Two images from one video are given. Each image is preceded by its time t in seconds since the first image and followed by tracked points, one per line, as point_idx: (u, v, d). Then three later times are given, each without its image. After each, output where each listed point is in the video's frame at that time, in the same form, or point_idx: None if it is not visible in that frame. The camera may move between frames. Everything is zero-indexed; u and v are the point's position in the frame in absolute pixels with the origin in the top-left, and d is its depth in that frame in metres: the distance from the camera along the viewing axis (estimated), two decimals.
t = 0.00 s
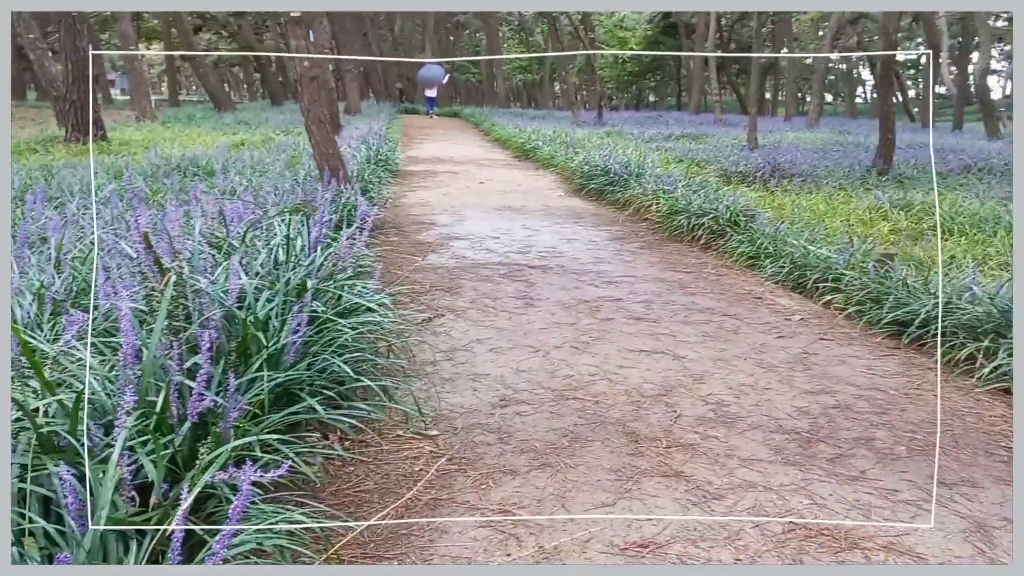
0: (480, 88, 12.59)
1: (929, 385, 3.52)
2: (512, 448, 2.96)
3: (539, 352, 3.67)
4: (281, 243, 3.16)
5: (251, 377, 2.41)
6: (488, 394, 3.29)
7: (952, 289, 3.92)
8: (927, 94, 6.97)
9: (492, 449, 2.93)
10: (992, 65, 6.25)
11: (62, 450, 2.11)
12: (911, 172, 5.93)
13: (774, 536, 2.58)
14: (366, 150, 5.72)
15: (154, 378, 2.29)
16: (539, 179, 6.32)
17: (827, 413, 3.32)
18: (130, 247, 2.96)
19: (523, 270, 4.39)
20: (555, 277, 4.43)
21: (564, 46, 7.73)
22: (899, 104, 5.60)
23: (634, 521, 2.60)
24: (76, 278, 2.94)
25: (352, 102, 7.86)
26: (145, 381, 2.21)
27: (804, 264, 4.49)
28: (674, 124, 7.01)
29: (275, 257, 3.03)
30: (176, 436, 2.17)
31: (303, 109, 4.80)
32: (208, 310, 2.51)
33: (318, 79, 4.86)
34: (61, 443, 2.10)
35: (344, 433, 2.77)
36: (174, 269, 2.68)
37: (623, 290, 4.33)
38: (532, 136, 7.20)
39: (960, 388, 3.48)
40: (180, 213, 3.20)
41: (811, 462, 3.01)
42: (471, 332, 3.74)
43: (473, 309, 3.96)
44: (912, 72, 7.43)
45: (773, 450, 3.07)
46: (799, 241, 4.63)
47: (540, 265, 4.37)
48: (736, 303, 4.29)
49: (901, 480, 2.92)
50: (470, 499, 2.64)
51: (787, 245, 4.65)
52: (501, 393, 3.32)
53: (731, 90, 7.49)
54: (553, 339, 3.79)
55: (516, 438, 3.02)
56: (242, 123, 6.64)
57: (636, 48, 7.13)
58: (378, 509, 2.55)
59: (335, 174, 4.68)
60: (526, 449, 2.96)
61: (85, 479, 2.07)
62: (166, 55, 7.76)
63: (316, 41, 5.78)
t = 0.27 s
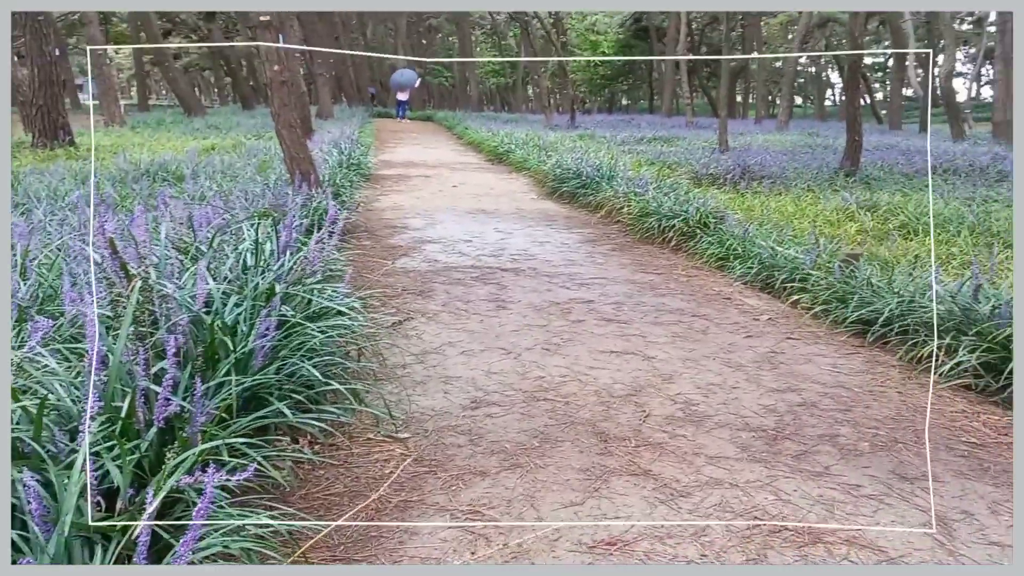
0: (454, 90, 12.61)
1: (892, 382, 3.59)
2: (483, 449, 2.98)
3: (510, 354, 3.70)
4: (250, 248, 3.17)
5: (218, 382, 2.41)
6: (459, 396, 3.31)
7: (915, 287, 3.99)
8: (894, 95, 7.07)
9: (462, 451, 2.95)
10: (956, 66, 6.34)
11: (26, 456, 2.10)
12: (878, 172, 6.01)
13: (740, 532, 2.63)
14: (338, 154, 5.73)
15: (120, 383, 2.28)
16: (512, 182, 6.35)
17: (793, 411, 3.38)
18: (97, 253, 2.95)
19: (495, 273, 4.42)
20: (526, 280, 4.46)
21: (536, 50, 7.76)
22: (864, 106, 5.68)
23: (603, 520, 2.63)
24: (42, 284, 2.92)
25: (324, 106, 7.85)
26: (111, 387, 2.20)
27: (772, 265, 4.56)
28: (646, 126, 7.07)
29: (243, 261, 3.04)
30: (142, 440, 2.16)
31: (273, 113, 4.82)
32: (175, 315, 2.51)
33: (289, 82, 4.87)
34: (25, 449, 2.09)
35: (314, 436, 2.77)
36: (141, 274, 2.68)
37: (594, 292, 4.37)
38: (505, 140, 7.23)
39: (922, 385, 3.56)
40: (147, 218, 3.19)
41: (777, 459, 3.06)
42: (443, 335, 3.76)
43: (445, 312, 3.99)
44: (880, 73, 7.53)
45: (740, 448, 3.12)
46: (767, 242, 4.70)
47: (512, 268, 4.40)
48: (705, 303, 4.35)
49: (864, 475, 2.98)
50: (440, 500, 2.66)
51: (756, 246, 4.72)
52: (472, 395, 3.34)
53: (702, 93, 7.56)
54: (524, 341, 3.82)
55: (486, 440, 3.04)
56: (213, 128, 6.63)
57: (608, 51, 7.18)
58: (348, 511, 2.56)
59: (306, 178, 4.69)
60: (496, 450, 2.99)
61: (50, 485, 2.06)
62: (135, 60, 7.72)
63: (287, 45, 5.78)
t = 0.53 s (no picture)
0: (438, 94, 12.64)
1: (869, 383, 3.64)
2: (463, 453, 3.00)
3: (492, 358, 3.72)
4: (229, 255, 3.18)
5: (197, 389, 2.42)
6: (440, 401, 3.32)
7: (892, 289, 4.04)
8: (874, 98, 7.13)
9: (442, 456, 2.97)
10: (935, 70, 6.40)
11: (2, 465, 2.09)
12: (858, 175, 6.06)
13: (717, 533, 2.65)
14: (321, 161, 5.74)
15: (97, 390, 2.29)
16: (495, 186, 6.37)
17: (771, 413, 3.42)
18: (75, 260, 2.95)
19: (477, 277, 4.44)
20: (509, 284, 4.48)
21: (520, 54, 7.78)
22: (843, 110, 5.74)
23: (582, 522, 2.65)
24: (20, 292, 2.92)
25: (308, 110, 7.86)
26: (87, 394, 2.20)
27: (752, 268, 4.60)
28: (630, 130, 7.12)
29: (223, 268, 3.05)
30: (118, 448, 2.17)
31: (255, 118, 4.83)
32: (153, 322, 2.52)
33: (271, 88, 4.88)
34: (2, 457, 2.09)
35: (292, 442, 2.78)
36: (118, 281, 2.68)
37: (576, 296, 4.39)
38: (489, 144, 7.25)
39: (899, 386, 3.60)
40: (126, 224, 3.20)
41: (754, 460, 3.09)
42: (424, 339, 3.78)
43: (427, 317, 4.01)
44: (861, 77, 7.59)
45: (718, 450, 3.16)
46: (747, 245, 4.74)
47: (494, 273, 4.42)
48: (686, 306, 4.38)
49: (840, 476, 3.02)
50: (419, 505, 2.67)
51: (736, 249, 4.76)
52: (453, 400, 3.36)
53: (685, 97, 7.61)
54: (506, 345, 3.84)
55: (467, 444, 3.06)
56: (195, 133, 6.63)
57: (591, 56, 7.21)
58: (327, 517, 2.57)
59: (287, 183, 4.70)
60: (477, 455, 3.00)
61: (27, 493, 2.05)
62: (117, 67, 7.72)
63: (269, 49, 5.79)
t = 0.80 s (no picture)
0: (419, 98, 12.64)
1: (841, 385, 3.68)
2: (438, 459, 3.01)
3: (468, 363, 3.74)
4: (202, 261, 3.18)
5: (167, 397, 2.42)
6: (415, 407, 3.33)
7: (863, 293, 4.09)
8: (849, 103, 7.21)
9: (417, 462, 2.98)
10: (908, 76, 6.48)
11: None
12: (833, 180, 6.13)
13: (689, 536, 2.68)
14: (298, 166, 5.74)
15: (65, 399, 2.28)
16: (473, 191, 6.38)
17: (744, 416, 3.46)
18: (45, 268, 2.94)
19: (454, 283, 4.45)
20: (486, 288, 4.50)
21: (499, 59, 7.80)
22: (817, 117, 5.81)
23: (555, 527, 2.67)
24: None
25: (286, 115, 7.84)
26: (55, 404, 2.20)
27: (727, 272, 4.64)
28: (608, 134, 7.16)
29: (195, 275, 3.05)
30: (86, 457, 2.17)
31: (231, 123, 4.83)
32: (123, 330, 2.52)
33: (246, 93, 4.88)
34: None
35: (265, 450, 2.79)
36: (89, 290, 2.67)
37: (553, 300, 4.42)
38: (468, 149, 7.26)
39: (870, 388, 3.66)
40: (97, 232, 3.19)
41: (727, 463, 3.13)
42: (401, 345, 3.79)
43: (404, 323, 4.02)
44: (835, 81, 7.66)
45: (692, 453, 3.19)
46: (722, 249, 4.79)
47: (471, 278, 4.44)
48: (662, 310, 4.42)
49: (811, 478, 3.05)
50: (393, 511, 2.68)
51: (711, 253, 4.81)
52: (429, 405, 3.37)
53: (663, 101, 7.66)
54: (482, 350, 3.86)
55: (441, 450, 3.07)
56: (172, 137, 6.60)
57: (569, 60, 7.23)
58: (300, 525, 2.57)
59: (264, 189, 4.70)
60: (452, 460, 3.02)
61: None
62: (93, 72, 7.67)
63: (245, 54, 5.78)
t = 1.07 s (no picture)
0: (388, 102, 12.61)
1: (804, 386, 3.74)
2: (404, 464, 3.00)
3: (436, 367, 3.74)
4: (164, 267, 3.14)
5: (127, 404, 2.39)
6: (382, 412, 3.32)
7: (827, 294, 4.16)
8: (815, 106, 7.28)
9: (383, 467, 2.97)
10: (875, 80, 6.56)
11: None
12: (798, 184, 6.22)
13: (654, 538, 2.70)
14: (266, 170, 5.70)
15: (22, 407, 2.24)
16: (442, 195, 6.37)
17: (709, 418, 3.49)
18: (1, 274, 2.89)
19: (423, 287, 4.45)
20: (454, 293, 4.50)
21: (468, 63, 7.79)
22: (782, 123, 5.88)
23: (521, 531, 2.67)
24: None
25: (253, 118, 7.78)
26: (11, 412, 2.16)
27: (694, 275, 4.69)
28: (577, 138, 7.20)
29: (158, 280, 3.02)
30: (43, 465, 2.13)
31: (196, 126, 4.78)
32: (82, 337, 2.48)
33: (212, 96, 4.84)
34: None
35: (229, 457, 2.76)
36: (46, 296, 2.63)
37: (522, 304, 4.43)
38: (437, 153, 7.26)
39: (833, 389, 3.71)
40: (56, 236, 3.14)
41: (692, 464, 3.15)
42: (368, 350, 3.78)
43: (371, 328, 4.01)
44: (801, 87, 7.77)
45: (658, 455, 3.21)
46: (689, 253, 4.84)
47: (439, 282, 4.44)
48: (630, 313, 4.45)
49: (774, 478, 3.09)
50: (358, 517, 2.66)
51: (678, 257, 4.86)
52: (396, 410, 3.36)
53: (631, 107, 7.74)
54: (450, 354, 3.86)
55: (408, 455, 3.06)
56: (137, 141, 6.52)
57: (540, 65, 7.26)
58: (264, 532, 2.55)
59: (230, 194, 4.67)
60: (418, 465, 3.01)
61: None
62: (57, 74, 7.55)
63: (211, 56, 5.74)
